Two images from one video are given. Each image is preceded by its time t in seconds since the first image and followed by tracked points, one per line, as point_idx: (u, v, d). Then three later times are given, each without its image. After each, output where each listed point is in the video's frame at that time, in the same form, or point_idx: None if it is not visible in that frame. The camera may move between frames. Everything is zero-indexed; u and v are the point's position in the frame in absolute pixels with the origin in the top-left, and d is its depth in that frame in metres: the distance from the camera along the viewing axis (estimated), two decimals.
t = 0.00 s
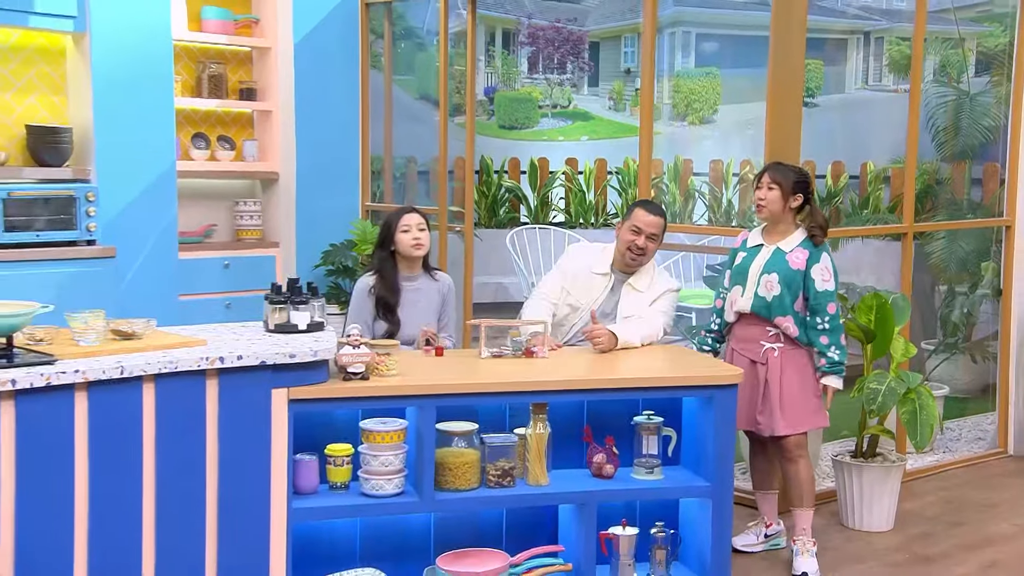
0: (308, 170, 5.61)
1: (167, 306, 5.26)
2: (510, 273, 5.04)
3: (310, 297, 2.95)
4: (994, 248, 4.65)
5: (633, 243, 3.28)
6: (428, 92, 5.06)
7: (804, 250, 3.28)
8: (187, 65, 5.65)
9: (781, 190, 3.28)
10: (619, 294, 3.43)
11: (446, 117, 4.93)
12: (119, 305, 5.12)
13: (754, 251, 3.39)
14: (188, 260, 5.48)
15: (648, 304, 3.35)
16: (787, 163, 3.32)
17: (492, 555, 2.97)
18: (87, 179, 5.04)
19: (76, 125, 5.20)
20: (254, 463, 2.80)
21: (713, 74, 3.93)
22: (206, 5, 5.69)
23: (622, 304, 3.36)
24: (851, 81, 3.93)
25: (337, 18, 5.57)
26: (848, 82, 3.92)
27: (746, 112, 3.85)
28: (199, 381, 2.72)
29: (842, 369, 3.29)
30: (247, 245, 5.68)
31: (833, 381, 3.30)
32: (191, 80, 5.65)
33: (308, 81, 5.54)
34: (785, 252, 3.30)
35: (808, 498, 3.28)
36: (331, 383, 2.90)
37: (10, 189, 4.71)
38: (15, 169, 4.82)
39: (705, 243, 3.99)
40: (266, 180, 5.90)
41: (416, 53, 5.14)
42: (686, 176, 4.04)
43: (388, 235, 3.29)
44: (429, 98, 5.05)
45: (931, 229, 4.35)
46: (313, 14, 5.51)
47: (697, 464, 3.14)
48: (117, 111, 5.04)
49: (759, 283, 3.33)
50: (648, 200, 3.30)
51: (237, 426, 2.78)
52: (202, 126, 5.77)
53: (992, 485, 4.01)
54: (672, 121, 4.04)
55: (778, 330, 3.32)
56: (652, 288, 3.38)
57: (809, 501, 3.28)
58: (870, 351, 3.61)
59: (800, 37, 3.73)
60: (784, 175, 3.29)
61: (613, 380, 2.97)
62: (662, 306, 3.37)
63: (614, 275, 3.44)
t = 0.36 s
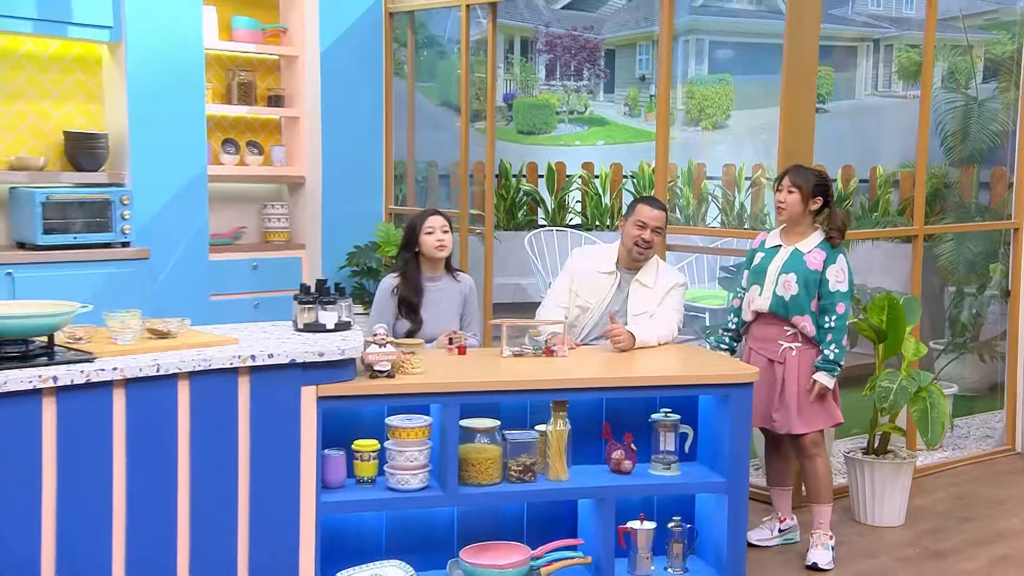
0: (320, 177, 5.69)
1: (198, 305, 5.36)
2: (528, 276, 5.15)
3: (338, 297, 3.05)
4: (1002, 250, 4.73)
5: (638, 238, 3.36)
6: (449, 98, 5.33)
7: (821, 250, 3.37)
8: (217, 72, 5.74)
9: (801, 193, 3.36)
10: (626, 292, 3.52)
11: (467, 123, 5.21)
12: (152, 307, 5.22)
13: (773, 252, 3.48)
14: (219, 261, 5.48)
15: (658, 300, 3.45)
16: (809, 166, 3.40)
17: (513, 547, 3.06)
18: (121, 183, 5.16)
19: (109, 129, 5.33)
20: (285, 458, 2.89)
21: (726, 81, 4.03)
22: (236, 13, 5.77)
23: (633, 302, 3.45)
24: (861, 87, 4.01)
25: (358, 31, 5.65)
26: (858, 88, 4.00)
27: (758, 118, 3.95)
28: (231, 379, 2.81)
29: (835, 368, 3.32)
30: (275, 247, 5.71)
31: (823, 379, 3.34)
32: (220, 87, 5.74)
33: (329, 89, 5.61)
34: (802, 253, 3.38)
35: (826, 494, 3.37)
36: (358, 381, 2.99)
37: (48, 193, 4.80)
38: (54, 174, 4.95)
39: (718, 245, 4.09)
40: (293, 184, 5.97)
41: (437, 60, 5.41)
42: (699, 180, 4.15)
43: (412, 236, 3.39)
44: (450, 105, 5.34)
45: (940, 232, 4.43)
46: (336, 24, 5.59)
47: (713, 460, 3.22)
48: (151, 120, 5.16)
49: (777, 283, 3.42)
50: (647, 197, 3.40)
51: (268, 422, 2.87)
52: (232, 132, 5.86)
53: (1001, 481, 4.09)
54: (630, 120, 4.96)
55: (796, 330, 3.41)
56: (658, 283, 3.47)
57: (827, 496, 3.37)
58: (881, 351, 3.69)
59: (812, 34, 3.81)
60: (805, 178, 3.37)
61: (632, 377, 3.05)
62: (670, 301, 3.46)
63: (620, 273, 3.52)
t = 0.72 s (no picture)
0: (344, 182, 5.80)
1: (228, 305, 5.44)
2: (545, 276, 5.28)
3: (364, 297, 3.14)
4: (1010, 252, 4.81)
5: (626, 233, 3.50)
6: (468, 104, 5.41)
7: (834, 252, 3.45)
8: (246, 80, 5.85)
9: (816, 197, 3.45)
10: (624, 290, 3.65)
11: (488, 128, 5.24)
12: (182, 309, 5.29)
13: (788, 254, 3.58)
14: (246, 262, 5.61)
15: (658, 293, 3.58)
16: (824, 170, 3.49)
17: (534, 541, 3.15)
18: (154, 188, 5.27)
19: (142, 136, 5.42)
20: (314, 454, 2.98)
21: (739, 87, 4.13)
22: (263, 23, 5.86)
23: (633, 299, 3.58)
24: (872, 93, 4.08)
25: (381, 40, 5.76)
26: (868, 94, 4.08)
27: (770, 122, 4.05)
28: (262, 377, 2.90)
29: (847, 367, 3.41)
30: (300, 249, 5.81)
31: (836, 377, 3.42)
32: (248, 95, 5.84)
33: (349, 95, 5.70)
34: (817, 255, 3.46)
35: (839, 490, 3.47)
36: (384, 379, 3.07)
37: (85, 196, 4.89)
38: (88, 179, 5.07)
39: (731, 248, 4.20)
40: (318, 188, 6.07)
41: (457, 68, 5.49)
42: (712, 184, 4.26)
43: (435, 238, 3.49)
44: (470, 110, 5.39)
45: (950, 234, 4.51)
46: (359, 34, 5.70)
47: (729, 456, 3.30)
48: (183, 124, 5.26)
49: (791, 283, 3.51)
50: (623, 197, 3.56)
51: (297, 419, 2.96)
52: (260, 137, 5.96)
53: (1009, 478, 4.16)
54: (642, 126, 5.43)
55: (808, 329, 3.50)
56: (653, 277, 3.60)
57: (840, 492, 3.46)
58: (893, 350, 3.76)
59: (825, 35, 3.87)
60: (820, 181, 3.46)
61: (650, 376, 3.13)
62: (669, 294, 3.58)
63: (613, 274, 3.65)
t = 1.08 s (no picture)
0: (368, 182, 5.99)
1: (255, 303, 5.55)
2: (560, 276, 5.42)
3: (388, 298, 3.24)
4: (1016, 254, 4.89)
5: (613, 232, 3.59)
6: (486, 110, 5.68)
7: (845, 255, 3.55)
8: (272, 87, 5.95)
9: (821, 205, 3.53)
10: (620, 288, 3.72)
11: (506, 133, 5.51)
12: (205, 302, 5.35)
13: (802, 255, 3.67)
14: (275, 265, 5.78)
15: (652, 288, 3.67)
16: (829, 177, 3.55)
17: (552, 534, 3.25)
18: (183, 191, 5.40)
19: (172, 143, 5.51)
20: (339, 449, 3.08)
21: (750, 94, 4.24)
22: (291, 31, 6.00)
23: (631, 295, 3.67)
24: (879, 99, 4.18)
25: (407, 43, 5.97)
26: (875, 100, 4.17)
27: (778, 128, 4.15)
28: (289, 375, 3.00)
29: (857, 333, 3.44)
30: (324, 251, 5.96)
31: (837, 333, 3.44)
32: (275, 100, 5.95)
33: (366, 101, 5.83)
34: (830, 257, 3.55)
35: (849, 486, 3.56)
36: (406, 377, 3.17)
37: (118, 201, 5.01)
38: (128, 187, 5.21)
39: (741, 249, 4.31)
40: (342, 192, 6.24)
41: (476, 76, 5.75)
42: (724, 187, 4.37)
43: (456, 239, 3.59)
44: (487, 116, 5.67)
45: (956, 236, 4.60)
46: (383, 40, 5.89)
47: (742, 452, 3.39)
48: (211, 131, 5.36)
49: (805, 283, 3.60)
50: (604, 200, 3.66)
51: (323, 416, 3.05)
52: (286, 143, 6.10)
53: (1014, 474, 4.25)
54: (657, 130, 4.80)
55: (820, 329, 3.58)
56: (646, 270, 3.68)
57: (850, 488, 3.56)
58: (902, 350, 3.85)
59: (836, 42, 3.97)
60: (825, 188, 3.53)
61: (664, 374, 3.22)
62: (662, 286, 3.66)
63: (608, 274, 3.72)
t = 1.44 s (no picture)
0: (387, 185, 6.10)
1: (278, 303, 5.67)
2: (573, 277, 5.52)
3: (406, 298, 3.33)
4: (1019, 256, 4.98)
5: (610, 233, 3.66)
6: (502, 116, 5.75)
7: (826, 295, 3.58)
8: (295, 94, 6.14)
9: (823, 209, 3.63)
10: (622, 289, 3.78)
11: (521, 139, 5.59)
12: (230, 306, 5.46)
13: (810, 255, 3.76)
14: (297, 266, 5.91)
15: (653, 288, 3.72)
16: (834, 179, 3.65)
17: (566, 528, 3.35)
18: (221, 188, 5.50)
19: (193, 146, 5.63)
20: (362, 445, 3.17)
21: (759, 101, 4.34)
22: (313, 39, 6.16)
23: (633, 295, 3.73)
24: (885, 105, 4.26)
25: (426, 51, 6.06)
26: (881, 105, 4.26)
27: (787, 133, 4.25)
28: (313, 373, 3.09)
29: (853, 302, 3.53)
30: (343, 252, 6.09)
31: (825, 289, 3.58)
32: (298, 107, 6.13)
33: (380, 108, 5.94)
34: (834, 257, 3.64)
35: (857, 482, 3.64)
36: (426, 375, 3.26)
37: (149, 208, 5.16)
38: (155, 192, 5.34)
39: (750, 251, 4.40)
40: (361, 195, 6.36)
41: (492, 82, 5.82)
42: (733, 191, 4.47)
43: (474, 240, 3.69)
44: (502, 122, 5.75)
45: (961, 238, 4.68)
46: (403, 46, 5.99)
47: (752, 449, 3.48)
48: (237, 137, 5.47)
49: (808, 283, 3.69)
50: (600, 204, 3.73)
51: (346, 413, 3.15)
52: (308, 148, 6.24)
53: (1018, 470, 4.34)
54: (667, 135, 4.92)
55: (823, 329, 3.67)
56: (646, 269, 3.74)
57: (857, 484, 3.64)
58: (908, 349, 3.93)
59: (844, 51, 4.06)
60: (827, 192, 3.63)
61: (676, 372, 3.31)
62: (662, 284, 3.71)
63: (610, 276, 3.77)
